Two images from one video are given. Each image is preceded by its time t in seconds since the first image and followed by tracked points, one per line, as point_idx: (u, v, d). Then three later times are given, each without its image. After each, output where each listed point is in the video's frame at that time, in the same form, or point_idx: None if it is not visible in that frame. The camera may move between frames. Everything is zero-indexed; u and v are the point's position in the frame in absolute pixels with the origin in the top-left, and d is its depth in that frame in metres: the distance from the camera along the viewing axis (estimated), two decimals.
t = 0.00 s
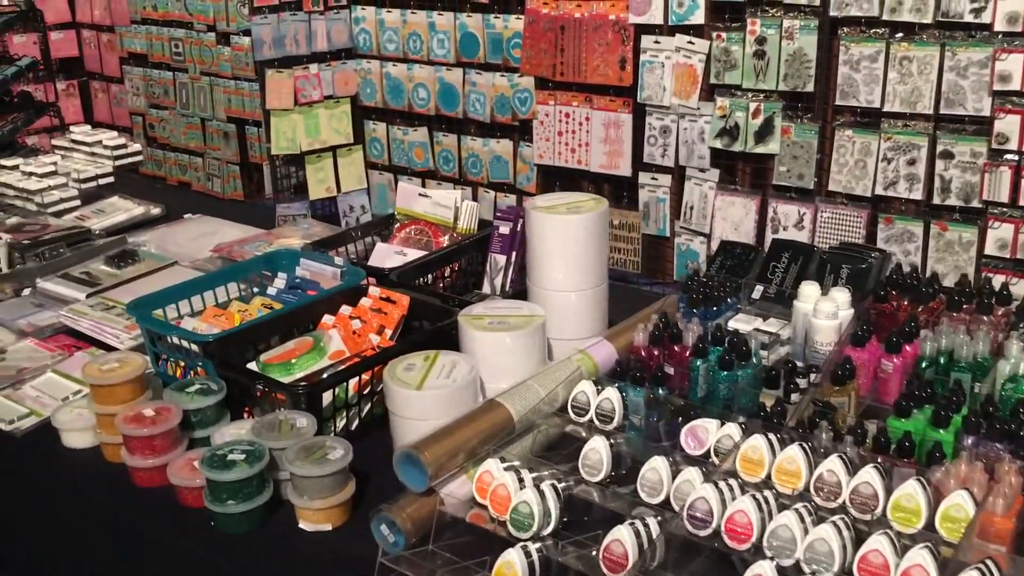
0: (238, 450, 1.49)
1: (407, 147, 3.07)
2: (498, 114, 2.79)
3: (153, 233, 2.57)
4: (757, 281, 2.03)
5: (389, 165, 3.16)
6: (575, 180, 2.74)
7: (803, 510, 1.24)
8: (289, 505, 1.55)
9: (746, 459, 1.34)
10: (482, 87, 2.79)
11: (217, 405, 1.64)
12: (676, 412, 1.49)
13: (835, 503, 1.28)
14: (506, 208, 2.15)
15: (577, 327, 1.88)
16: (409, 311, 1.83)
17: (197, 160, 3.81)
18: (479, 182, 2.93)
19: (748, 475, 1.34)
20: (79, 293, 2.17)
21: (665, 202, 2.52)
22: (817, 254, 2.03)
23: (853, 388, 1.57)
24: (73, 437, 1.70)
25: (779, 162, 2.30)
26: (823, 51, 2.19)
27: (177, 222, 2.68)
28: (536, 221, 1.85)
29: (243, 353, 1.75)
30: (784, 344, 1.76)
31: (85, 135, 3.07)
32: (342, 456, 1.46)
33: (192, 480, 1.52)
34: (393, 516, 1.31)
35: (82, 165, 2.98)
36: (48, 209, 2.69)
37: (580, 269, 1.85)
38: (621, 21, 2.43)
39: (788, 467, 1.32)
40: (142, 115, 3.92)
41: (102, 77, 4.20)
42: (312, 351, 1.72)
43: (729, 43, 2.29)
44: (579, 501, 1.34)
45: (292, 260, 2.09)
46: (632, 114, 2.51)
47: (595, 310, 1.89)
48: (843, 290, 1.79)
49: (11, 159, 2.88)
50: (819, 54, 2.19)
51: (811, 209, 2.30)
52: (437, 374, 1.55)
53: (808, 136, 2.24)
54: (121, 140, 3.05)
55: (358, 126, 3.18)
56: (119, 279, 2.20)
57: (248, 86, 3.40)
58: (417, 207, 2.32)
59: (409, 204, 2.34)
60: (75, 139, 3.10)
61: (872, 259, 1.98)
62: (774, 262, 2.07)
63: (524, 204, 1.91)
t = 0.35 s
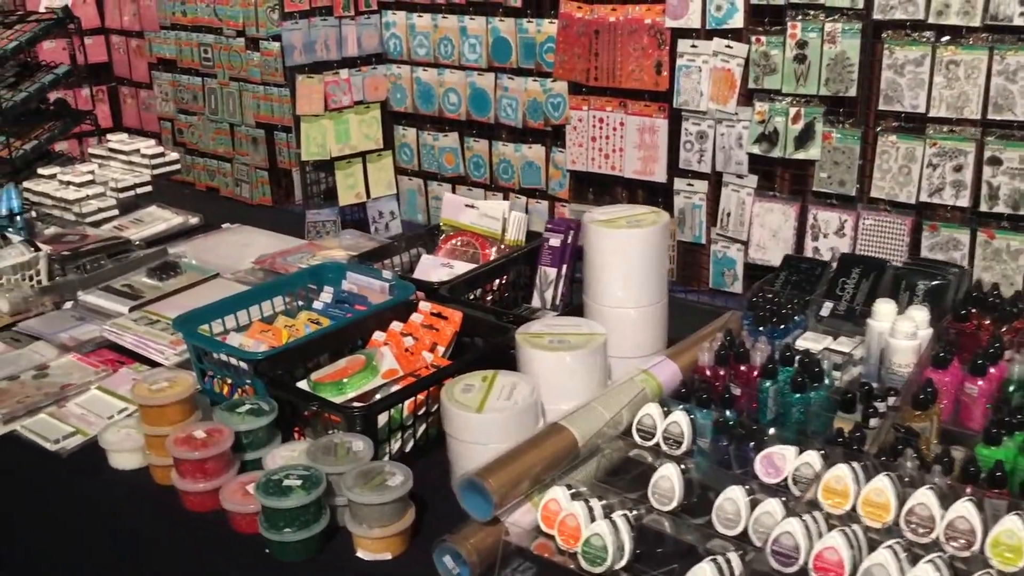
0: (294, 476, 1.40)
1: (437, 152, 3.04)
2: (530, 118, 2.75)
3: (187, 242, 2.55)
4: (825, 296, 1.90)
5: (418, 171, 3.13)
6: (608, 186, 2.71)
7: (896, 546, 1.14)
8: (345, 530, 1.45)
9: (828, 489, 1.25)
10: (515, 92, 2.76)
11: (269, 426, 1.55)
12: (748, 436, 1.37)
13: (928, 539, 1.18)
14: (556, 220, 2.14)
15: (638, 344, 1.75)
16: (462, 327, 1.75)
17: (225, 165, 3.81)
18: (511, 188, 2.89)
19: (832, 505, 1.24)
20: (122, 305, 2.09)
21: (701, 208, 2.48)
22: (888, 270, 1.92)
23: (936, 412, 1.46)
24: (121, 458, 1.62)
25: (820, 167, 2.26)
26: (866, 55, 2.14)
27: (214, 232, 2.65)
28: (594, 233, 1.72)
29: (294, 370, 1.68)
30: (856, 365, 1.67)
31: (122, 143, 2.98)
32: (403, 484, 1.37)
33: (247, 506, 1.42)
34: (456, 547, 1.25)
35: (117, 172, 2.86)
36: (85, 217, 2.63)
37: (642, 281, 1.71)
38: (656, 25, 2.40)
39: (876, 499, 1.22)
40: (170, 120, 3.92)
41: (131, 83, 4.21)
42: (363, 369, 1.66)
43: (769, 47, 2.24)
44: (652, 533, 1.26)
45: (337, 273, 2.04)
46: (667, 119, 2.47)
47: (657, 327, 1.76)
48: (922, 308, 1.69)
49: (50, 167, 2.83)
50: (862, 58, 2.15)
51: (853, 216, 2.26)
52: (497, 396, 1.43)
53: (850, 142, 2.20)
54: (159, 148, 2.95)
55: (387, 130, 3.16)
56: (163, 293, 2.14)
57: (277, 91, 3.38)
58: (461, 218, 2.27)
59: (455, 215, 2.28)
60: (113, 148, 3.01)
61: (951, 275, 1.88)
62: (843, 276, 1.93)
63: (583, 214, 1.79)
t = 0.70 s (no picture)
0: (340, 512, 1.34)
1: (458, 154, 3.00)
2: (553, 119, 2.71)
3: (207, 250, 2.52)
4: (893, 313, 1.80)
5: (439, 172, 3.09)
6: (634, 187, 2.67)
7: None
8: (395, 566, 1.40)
9: (917, 525, 1.17)
10: (537, 92, 2.71)
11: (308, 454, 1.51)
12: (820, 467, 1.31)
13: None
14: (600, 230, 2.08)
15: (693, 363, 1.69)
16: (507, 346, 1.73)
17: (242, 167, 3.78)
18: (533, 190, 2.85)
19: (923, 544, 1.16)
20: (150, 322, 2.07)
21: (730, 210, 2.43)
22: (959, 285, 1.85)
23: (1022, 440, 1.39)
24: (154, 489, 1.58)
25: (854, 167, 2.21)
26: (901, 52, 2.09)
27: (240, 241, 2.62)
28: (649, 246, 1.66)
29: (333, 394, 1.64)
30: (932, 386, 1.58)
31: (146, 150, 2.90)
32: (456, 520, 1.31)
33: (291, 543, 1.37)
34: None
35: (139, 181, 2.82)
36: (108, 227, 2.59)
37: (697, 299, 1.65)
38: (683, 23, 2.35)
39: (969, 539, 1.13)
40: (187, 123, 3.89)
41: (146, 85, 4.18)
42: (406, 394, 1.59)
43: (800, 44, 2.19)
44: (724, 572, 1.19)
45: (372, 287, 2.03)
46: (695, 119, 2.42)
47: (712, 345, 1.70)
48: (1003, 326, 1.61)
49: (71, 176, 2.78)
50: (898, 55, 2.09)
51: (887, 217, 2.20)
52: (550, 424, 1.40)
53: (885, 141, 2.15)
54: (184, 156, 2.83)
55: (408, 131, 3.13)
56: (191, 310, 2.12)
57: (294, 93, 3.35)
58: (498, 228, 2.23)
59: (491, 225, 2.25)
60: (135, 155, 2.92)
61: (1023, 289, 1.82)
62: (912, 291, 1.85)
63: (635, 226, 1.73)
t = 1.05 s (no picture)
0: (382, 550, 1.38)
1: (471, 156, 2.96)
2: (569, 120, 2.66)
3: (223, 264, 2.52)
4: (960, 332, 1.84)
5: (451, 175, 3.05)
6: (651, 190, 2.61)
7: None
8: None
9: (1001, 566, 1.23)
10: (553, 94, 2.67)
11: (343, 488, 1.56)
12: (889, 501, 1.38)
13: None
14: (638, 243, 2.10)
15: (745, 383, 1.73)
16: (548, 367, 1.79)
17: (251, 169, 3.73)
18: (548, 192, 2.81)
19: None
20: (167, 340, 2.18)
21: (752, 213, 2.39)
22: None
23: None
24: (180, 521, 1.63)
25: (880, 170, 2.16)
26: (930, 51, 2.03)
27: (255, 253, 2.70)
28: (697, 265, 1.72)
29: (367, 418, 1.69)
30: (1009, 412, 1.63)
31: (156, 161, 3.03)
32: (505, 561, 1.35)
33: None
34: None
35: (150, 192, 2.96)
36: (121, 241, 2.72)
37: (745, 318, 1.70)
38: (704, 23, 2.30)
39: None
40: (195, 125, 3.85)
41: (153, 87, 4.13)
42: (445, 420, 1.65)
43: (825, 44, 2.14)
44: None
45: (403, 303, 2.12)
46: (715, 120, 2.38)
47: (762, 365, 1.74)
48: None
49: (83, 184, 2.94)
50: (926, 54, 2.04)
51: (914, 220, 2.15)
52: (603, 456, 1.47)
53: (912, 142, 2.10)
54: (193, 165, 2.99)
55: (419, 133, 3.07)
56: (213, 330, 2.20)
57: (304, 94, 3.31)
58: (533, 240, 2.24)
59: (523, 235, 2.26)
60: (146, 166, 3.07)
61: None
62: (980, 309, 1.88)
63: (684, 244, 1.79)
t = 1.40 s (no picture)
0: None
1: (495, 158, 2.92)
2: (596, 122, 2.63)
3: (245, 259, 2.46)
4: None
5: (475, 176, 3.02)
6: (679, 193, 2.58)
7: None
8: None
9: None
10: (580, 95, 2.63)
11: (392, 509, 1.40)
12: (972, 532, 1.22)
13: None
14: (685, 252, 2.00)
15: (811, 404, 1.55)
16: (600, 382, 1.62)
17: (272, 169, 3.71)
18: (574, 195, 2.77)
19: None
20: (205, 349, 1.98)
21: (783, 218, 2.34)
22: None
23: None
24: (219, 542, 1.47)
25: (917, 175, 2.11)
26: (970, 53, 1.99)
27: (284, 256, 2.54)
28: (765, 276, 1.51)
29: (413, 436, 1.52)
30: None
31: (188, 160, 2.86)
32: None
33: None
34: None
35: (182, 192, 2.74)
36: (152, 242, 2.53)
37: (815, 335, 1.51)
38: (736, 23, 2.26)
39: None
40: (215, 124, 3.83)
41: (173, 85, 4.11)
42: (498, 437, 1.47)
43: (861, 46, 2.10)
44: None
45: (444, 312, 1.95)
46: (746, 123, 2.33)
47: (830, 385, 1.56)
48: None
49: (110, 185, 2.74)
50: (966, 57, 1.99)
51: (952, 226, 2.10)
52: (667, 480, 1.27)
53: (950, 147, 2.05)
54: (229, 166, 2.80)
55: (442, 134, 3.04)
56: (247, 337, 2.02)
57: (326, 94, 3.28)
58: (577, 247, 2.16)
59: (568, 244, 2.18)
60: (177, 164, 2.90)
61: None
62: None
63: (745, 253, 1.59)
